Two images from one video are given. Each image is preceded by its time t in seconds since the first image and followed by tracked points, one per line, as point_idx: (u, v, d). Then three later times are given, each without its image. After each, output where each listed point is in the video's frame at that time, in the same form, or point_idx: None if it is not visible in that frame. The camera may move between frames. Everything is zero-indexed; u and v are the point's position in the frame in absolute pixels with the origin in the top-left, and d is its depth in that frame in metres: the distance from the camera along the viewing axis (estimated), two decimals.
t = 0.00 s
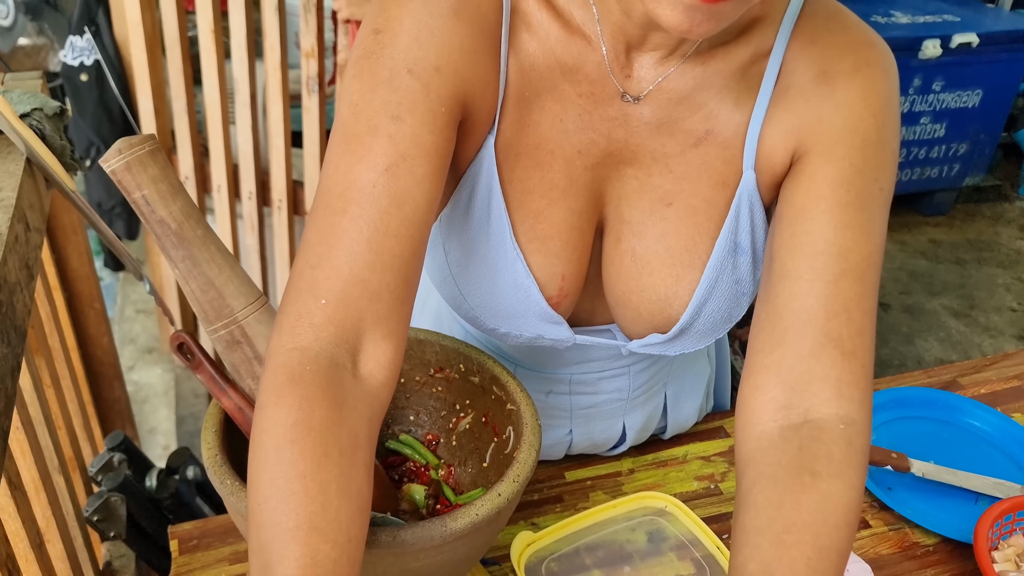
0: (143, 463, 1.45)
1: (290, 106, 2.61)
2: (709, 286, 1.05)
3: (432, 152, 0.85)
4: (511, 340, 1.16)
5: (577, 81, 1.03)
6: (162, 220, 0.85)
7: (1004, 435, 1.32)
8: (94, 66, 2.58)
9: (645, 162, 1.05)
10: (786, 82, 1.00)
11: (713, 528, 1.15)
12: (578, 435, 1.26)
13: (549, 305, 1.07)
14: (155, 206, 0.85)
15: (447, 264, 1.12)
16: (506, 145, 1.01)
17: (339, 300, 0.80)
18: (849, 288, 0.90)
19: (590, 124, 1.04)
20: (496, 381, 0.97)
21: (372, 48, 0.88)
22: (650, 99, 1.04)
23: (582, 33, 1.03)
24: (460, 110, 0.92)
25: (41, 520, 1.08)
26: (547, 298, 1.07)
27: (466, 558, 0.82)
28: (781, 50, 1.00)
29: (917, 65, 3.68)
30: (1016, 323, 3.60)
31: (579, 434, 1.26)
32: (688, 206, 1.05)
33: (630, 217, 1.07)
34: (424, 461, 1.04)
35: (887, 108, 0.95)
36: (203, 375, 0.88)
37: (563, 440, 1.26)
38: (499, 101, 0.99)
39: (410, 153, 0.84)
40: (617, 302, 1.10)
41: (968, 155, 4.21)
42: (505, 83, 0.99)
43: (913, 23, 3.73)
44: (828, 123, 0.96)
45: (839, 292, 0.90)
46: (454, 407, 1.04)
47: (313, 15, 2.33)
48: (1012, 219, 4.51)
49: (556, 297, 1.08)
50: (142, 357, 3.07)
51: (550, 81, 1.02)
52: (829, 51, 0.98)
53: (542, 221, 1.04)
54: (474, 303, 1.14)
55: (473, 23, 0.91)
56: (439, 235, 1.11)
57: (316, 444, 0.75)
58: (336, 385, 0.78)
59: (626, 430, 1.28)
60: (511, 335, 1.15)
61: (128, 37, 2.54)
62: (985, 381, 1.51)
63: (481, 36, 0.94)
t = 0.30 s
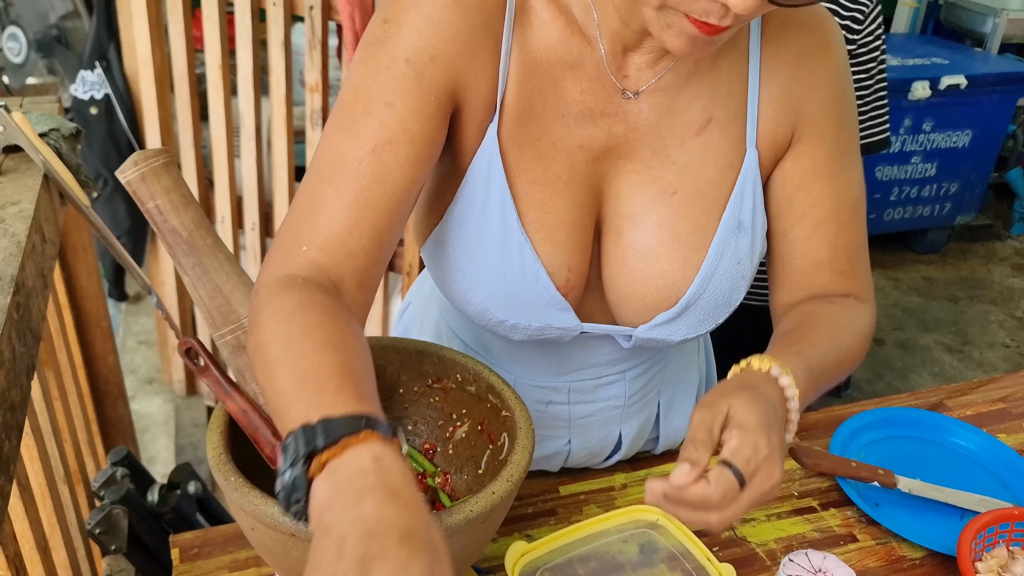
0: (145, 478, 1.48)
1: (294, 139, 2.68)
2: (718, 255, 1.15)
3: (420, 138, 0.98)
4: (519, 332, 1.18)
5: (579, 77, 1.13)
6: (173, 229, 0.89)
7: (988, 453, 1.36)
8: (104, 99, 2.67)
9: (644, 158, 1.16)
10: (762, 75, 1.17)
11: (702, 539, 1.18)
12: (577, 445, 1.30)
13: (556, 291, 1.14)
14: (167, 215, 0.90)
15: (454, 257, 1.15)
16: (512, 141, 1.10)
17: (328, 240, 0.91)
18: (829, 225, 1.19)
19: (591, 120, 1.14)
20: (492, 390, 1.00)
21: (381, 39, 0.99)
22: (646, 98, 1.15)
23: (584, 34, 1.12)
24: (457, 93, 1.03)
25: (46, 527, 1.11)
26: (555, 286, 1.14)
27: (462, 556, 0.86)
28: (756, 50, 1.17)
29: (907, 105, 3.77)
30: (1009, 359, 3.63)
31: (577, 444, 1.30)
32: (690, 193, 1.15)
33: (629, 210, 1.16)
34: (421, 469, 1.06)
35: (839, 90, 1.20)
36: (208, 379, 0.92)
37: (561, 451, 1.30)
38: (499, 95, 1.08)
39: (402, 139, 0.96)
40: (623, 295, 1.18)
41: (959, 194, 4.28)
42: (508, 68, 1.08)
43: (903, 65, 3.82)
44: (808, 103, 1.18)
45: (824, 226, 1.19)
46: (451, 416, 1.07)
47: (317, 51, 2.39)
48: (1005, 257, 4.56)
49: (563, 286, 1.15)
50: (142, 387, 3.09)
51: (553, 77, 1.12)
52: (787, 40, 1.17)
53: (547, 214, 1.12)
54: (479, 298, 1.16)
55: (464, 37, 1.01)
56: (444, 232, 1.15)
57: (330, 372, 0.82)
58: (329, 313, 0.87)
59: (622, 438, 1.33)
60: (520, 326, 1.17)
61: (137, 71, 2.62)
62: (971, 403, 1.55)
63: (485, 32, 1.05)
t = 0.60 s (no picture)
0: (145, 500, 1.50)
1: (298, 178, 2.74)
2: (720, 218, 1.19)
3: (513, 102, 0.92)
4: (541, 295, 1.17)
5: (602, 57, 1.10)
6: (180, 247, 0.94)
7: (974, 478, 1.38)
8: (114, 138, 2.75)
9: (647, 126, 1.15)
10: (736, 74, 1.26)
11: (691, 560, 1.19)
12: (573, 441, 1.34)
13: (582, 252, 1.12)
14: (174, 234, 0.94)
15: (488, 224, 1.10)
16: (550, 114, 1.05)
17: (450, 203, 0.85)
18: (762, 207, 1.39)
19: (612, 97, 1.12)
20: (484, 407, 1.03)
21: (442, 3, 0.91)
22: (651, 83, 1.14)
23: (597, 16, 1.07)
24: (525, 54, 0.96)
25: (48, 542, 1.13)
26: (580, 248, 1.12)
27: (450, 564, 0.88)
28: (729, 48, 1.25)
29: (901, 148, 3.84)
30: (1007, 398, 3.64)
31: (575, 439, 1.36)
32: (695, 163, 1.18)
33: (632, 183, 1.15)
34: (414, 484, 1.10)
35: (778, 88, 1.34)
36: (209, 389, 0.96)
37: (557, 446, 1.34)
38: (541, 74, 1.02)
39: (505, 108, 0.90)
40: (636, 263, 1.18)
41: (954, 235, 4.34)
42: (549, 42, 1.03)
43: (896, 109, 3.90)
44: (766, 106, 1.32)
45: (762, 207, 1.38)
46: (444, 433, 1.10)
47: (322, 90, 2.47)
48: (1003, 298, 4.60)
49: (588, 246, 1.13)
50: (144, 422, 3.11)
51: (579, 53, 1.07)
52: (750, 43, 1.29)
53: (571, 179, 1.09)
54: (517, 262, 1.14)
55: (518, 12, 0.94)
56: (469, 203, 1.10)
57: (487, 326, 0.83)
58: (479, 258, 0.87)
59: (617, 432, 1.39)
60: (545, 287, 1.15)
61: (147, 111, 2.70)
62: (960, 431, 1.57)
63: None
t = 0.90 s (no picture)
0: (143, 524, 1.52)
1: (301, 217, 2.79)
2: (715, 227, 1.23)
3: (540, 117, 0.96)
4: (546, 295, 1.19)
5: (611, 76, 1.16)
6: (183, 267, 0.98)
7: (960, 504, 1.41)
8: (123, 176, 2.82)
9: (648, 144, 1.20)
10: (725, 100, 1.33)
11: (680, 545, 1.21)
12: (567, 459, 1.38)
13: (591, 257, 1.15)
14: (178, 255, 0.98)
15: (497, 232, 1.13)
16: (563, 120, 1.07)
17: (477, 214, 0.89)
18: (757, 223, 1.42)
19: (617, 115, 1.16)
20: (474, 427, 1.06)
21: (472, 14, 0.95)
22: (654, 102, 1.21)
23: (603, 38, 1.15)
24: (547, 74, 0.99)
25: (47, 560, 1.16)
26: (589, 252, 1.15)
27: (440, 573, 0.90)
28: (718, 73, 1.33)
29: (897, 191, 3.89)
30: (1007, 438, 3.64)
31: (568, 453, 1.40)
32: (692, 177, 1.23)
33: (631, 194, 1.19)
34: (407, 503, 1.14)
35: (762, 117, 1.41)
36: (208, 406, 0.99)
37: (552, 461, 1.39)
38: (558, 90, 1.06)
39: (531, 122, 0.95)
40: (638, 267, 1.21)
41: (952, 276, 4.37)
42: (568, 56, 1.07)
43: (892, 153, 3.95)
44: (750, 128, 1.39)
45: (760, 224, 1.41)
46: (436, 453, 1.13)
47: (326, 132, 2.53)
48: (1001, 339, 4.61)
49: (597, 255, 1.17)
50: (145, 458, 3.13)
51: (593, 74, 1.13)
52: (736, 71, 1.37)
53: (583, 183, 1.11)
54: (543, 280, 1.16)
55: (542, 29, 0.99)
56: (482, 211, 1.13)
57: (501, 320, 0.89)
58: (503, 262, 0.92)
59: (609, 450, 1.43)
60: (554, 287, 1.17)
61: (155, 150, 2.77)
62: (949, 460, 1.59)
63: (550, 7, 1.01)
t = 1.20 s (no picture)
0: (140, 534, 1.54)
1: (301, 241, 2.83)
2: (689, 250, 1.33)
3: (439, 139, 1.20)
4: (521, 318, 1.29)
5: (576, 102, 1.33)
6: (183, 276, 1.02)
7: (947, 517, 1.42)
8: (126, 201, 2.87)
9: (626, 168, 1.35)
10: (708, 114, 1.44)
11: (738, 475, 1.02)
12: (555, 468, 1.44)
13: (559, 276, 1.28)
14: (178, 265, 1.02)
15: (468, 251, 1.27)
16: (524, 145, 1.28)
17: (369, 213, 1.17)
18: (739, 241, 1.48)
19: (587, 136, 1.33)
20: (465, 434, 1.09)
21: (420, 56, 1.22)
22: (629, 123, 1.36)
23: (582, 73, 1.33)
24: (471, 104, 1.23)
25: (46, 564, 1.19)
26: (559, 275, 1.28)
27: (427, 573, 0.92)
28: (701, 89, 1.44)
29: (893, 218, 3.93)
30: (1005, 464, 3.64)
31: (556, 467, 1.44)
32: (666, 202, 1.35)
33: (609, 216, 1.33)
34: (398, 510, 1.16)
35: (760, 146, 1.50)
36: (204, 412, 1.02)
37: (542, 473, 1.43)
38: (505, 116, 1.27)
39: (426, 138, 1.18)
40: (611, 291, 1.32)
41: (950, 303, 4.37)
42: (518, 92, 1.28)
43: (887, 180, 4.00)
44: (740, 143, 1.46)
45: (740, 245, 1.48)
46: (428, 462, 1.15)
47: (326, 156, 2.59)
48: (1000, 366, 4.62)
49: (563, 272, 1.29)
50: (144, 480, 3.14)
51: (555, 103, 1.31)
52: (727, 91, 1.46)
53: (550, 207, 1.28)
54: (488, 282, 1.28)
55: (479, 65, 1.23)
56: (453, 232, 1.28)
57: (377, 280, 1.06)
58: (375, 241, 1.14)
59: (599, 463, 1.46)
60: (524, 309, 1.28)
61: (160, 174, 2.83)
62: (937, 476, 1.61)
63: (499, 58, 1.25)
